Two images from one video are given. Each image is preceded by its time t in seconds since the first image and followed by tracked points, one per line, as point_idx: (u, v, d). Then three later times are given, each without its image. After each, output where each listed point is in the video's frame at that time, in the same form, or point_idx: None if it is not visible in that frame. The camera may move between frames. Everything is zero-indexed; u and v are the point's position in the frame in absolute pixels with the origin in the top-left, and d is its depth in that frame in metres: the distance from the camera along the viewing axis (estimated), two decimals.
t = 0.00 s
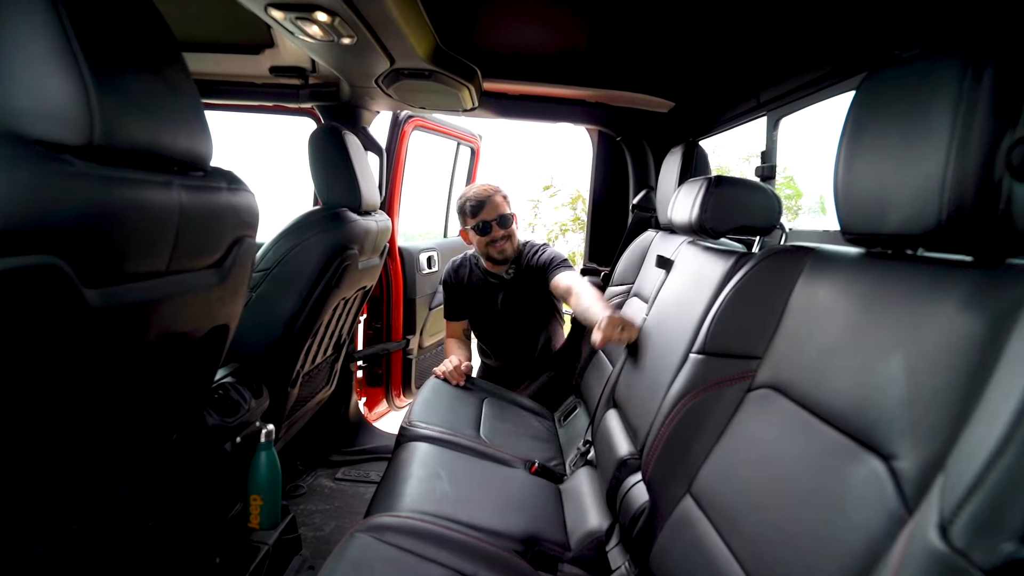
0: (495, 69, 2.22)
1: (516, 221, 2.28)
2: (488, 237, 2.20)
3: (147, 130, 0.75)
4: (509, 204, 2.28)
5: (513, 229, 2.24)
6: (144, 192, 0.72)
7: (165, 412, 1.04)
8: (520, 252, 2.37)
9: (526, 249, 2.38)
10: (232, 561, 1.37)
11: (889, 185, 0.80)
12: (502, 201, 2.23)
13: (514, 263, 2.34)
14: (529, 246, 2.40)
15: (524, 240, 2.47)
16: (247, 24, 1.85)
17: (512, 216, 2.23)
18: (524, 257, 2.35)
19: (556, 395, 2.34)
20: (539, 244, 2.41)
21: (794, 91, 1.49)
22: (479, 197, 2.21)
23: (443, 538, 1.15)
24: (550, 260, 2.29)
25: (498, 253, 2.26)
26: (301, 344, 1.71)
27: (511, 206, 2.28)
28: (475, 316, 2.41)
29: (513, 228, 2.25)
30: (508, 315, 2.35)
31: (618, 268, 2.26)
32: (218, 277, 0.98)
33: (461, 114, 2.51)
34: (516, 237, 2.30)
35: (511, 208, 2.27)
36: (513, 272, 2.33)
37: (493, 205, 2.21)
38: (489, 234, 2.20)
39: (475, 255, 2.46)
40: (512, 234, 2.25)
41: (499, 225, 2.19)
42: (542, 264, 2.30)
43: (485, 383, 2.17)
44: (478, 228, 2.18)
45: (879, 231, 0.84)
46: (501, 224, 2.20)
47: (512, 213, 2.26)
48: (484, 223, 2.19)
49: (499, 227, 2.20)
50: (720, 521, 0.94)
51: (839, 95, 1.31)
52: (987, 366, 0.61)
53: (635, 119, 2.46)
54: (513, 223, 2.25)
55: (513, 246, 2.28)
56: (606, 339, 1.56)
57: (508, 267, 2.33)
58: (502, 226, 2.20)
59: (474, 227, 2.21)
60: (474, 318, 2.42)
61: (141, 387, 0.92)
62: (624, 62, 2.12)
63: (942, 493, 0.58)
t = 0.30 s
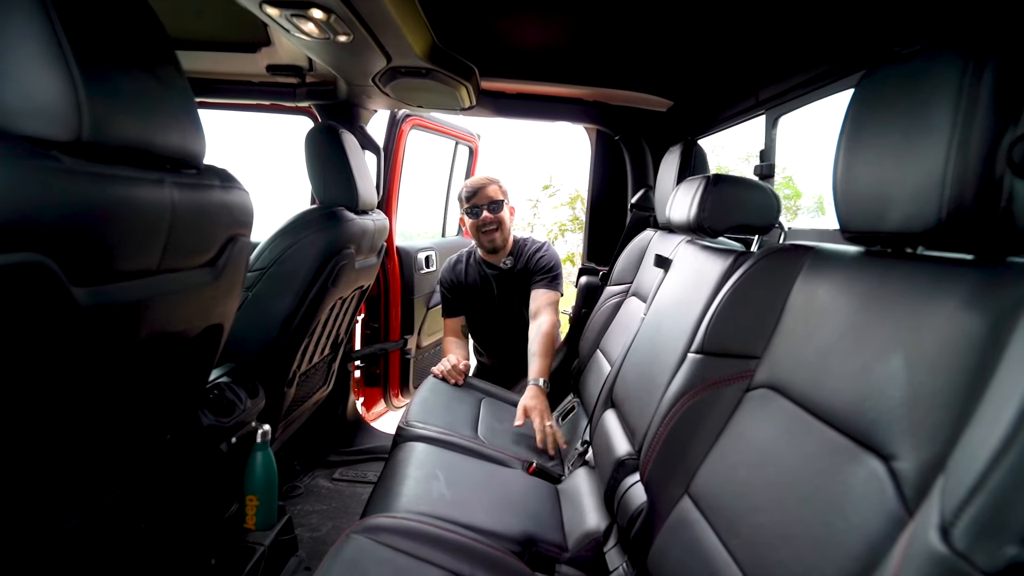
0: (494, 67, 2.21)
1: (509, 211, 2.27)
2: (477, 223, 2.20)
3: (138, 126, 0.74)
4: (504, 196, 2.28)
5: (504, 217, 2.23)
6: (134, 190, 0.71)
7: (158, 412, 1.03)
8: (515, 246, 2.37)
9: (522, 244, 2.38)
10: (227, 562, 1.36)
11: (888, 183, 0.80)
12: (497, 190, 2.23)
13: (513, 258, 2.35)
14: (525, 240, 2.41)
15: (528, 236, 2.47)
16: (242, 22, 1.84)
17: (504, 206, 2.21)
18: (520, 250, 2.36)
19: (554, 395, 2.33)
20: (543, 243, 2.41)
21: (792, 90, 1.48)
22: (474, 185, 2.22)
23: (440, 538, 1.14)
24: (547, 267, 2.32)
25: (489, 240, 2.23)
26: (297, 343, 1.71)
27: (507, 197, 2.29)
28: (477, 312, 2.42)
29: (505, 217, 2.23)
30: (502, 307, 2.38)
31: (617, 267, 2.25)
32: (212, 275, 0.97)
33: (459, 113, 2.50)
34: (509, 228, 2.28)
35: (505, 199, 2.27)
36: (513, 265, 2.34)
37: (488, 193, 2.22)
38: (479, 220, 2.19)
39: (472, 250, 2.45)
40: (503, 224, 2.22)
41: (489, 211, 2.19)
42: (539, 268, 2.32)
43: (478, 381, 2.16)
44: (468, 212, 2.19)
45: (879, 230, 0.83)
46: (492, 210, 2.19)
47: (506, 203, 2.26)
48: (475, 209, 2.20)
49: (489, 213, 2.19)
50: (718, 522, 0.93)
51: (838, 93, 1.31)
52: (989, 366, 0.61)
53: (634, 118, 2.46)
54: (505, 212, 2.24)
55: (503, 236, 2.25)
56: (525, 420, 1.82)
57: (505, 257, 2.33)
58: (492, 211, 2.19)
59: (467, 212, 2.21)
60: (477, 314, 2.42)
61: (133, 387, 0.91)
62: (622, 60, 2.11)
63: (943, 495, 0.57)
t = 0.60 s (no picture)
0: (494, 67, 2.21)
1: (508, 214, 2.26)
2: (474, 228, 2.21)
3: (136, 125, 0.73)
4: (503, 199, 2.26)
5: (502, 222, 2.21)
6: (132, 189, 0.71)
7: (156, 413, 1.03)
8: (517, 249, 2.37)
9: (525, 247, 2.37)
10: (226, 563, 1.36)
11: (890, 183, 0.79)
12: (494, 194, 2.21)
13: (516, 260, 2.35)
14: (527, 243, 2.41)
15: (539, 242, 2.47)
16: (242, 21, 1.83)
17: (501, 210, 2.20)
18: (522, 253, 2.36)
19: (553, 396, 2.33)
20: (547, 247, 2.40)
21: (793, 90, 1.48)
22: (473, 188, 2.21)
23: (440, 540, 1.13)
24: (550, 273, 2.31)
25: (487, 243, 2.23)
26: (297, 343, 1.70)
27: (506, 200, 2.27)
28: (472, 311, 2.42)
29: (502, 222, 2.22)
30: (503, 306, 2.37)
31: (617, 267, 2.25)
32: (210, 275, 0.96)
33: (459, 113, 2.50)
34: (507, 231, 2.27)
35: (504, 203, 2.24)
36: (515, 266, 2.34)
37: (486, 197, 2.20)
38: (476, 224, 2.20)
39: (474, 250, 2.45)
40: (500, 228, 2.21)
41: (485, 216, 2.18)
42: (541, 273, 2.32)
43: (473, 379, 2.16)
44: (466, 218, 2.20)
45: (881, 230, 0.83)
46: (488, 216, 2.18)
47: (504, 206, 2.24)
48: (473, 215, 2.20)
49: (485, 219, 2.18)
50: (720, 523, 0.92)
51: (839, 93, 1.30)
52: (992, 367, 0.60)
53: (634, 118, 2.45)
54: (503, 217, 2.22)
55: (502, 240, 2.25)
56: (520, 426, 1.88)
57: (509, 258, 2.34)
58: (488, 217, 2.18)
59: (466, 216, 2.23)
60: (475, 313, 2.42)
61: (131, 387, 0.90)
62: (622, 60, 2.10)
63: (947, 496, 0.57)
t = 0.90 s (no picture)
0: (495, 66, 2.20)
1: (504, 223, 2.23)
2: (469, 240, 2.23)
3: (136, 122, 0.72)
4: (499, 208, 2.19)
5: (495, 236, 2.19)
6: (131, 187, 0.70)
7: (156, 413, 1.02)
8: (518, 252, 2.35)
9: (525, 249, 2.36)
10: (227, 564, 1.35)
11: (897, 182, 0.79)
12: (488, 206, 2.16)
13: (516, 263, 2.34)
14: (529, 245, 2.39)
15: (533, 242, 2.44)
16: (241, 19, 1.82)
17: (495, 223, 2.17)
18: (523, 256, 2.35)
19: (554, 396, 2.32)
20: (547, 252, 2.37)
21: (797, 88, 1.47)
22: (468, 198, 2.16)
23: (441, 541, 1.12)
24: (550, 279, 2.30)
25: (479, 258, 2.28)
26: (297, 343, 1.70)
27: (501, 211, 2.20)
28: (477, 310, 2.41)
29: (496, 234, 2.20)
30: (505, 304, 2.37)
31: (618, 267, 2.24)
32: (211, 275, 0.95)
33: (459, 112, 2.49)
34: (502, 240, 2.24)
35: (499, 214, 2.19)
36: (516, 270, 2.33)
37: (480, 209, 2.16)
38: (471, 237, 2.22)
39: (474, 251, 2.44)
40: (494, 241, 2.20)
41: (477, 232, 2.18)
42: (541, 280, 2.31)
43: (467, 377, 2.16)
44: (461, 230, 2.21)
45: (888, 229, 0.82)
46: (480, 231, 2.18)
47: (498, 219, 2.19)
48: (467, 227, 2.20)
49: (479, 234, 2.18)
50: (724, 525, 0.91)
51: (842, 92, 1.30)
52: (1003, 367, 0.59)
53: (635, 117, 2.45)
54: (497, 230, 2.20)
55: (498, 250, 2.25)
56: (522, 427, 1.88)
57: (509, 262, 2.33)
58: (480, 233, 2.18)
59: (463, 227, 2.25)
60: (477, 311, 2.40)
61: (131, 387, 0.89)
62: (624, 59, 2.10)
63: (959, 499, 0.56)
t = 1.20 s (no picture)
0: (494, 63, 2.18)
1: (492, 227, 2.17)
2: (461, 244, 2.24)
3: (127, 116, 0.71)
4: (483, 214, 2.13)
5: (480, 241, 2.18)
6: (121, 182, 0.68)
7: (150, 414, 1.00)
8: (517, 253, 2.33)
9: (525, 250, 2.34)
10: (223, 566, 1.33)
11: (907, 178, 0.78)
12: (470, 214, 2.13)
13: (514, 262, 2.31)
14: (529, 246, 2.37)
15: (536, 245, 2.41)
16: (238, 15, 1.80)
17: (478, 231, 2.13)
18: (523, 257, 2.32)
19: (554, 395, 2.31)
20: (548, 253, 2.35)
21: (800, 84, 1.46)
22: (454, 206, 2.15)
23: (440, 542, 1.11)
24: (550, 280, 2.27)
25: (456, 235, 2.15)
26: (295, 342, 1.68)
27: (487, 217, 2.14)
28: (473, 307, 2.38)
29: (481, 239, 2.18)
30: (504, 303, 2.34)
31: (618, 266, 2.23)
32: (205, 272, 0.93)
33: (459, 109, 2.47)
34: (490, 245, 2.20)
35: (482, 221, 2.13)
36: (514, 270, 2.30)
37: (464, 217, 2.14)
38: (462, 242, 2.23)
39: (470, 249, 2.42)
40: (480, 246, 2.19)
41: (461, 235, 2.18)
42: (541, 280, 2.28)
43: (465, 376, 2.14)
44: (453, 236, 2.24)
45: (896, 225, 0.81)
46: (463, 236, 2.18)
47: (481, 225, 2.14)
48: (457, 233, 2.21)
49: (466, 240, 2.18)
50: (728, 527, 0.90)
51: (846, 88, 1.29)
52: (1016, 366, 0.58)
53: (635, 115, 2.43)
54: (480, 236, 2.17)
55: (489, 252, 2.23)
56: (522, 427, 1.87)
57: (507, 261, 2.29)
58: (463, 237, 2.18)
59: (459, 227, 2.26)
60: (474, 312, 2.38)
61: (125, 387, 0.88)
62: (624, 55, 2.08)
63: (973, 502, 0.54)
